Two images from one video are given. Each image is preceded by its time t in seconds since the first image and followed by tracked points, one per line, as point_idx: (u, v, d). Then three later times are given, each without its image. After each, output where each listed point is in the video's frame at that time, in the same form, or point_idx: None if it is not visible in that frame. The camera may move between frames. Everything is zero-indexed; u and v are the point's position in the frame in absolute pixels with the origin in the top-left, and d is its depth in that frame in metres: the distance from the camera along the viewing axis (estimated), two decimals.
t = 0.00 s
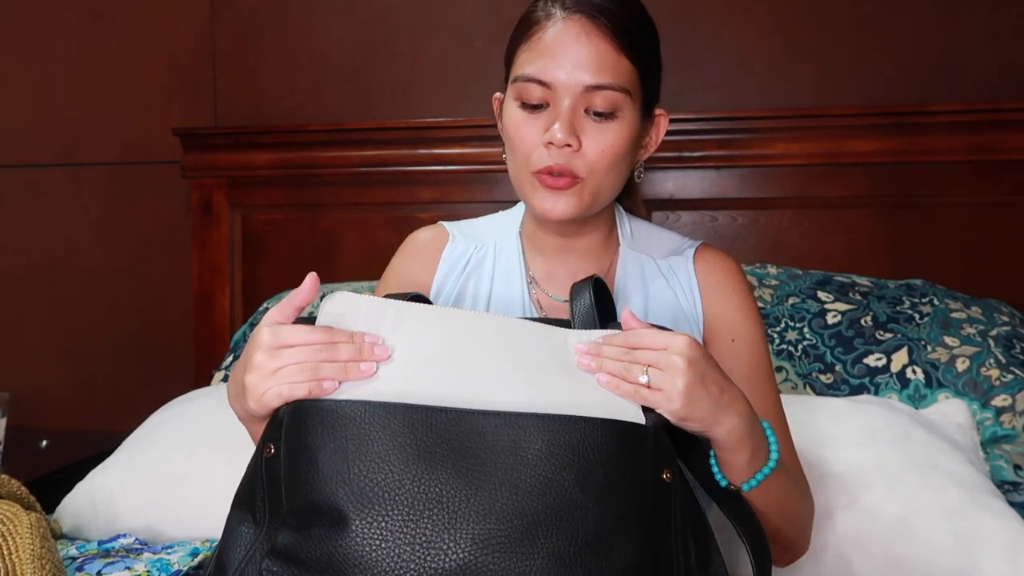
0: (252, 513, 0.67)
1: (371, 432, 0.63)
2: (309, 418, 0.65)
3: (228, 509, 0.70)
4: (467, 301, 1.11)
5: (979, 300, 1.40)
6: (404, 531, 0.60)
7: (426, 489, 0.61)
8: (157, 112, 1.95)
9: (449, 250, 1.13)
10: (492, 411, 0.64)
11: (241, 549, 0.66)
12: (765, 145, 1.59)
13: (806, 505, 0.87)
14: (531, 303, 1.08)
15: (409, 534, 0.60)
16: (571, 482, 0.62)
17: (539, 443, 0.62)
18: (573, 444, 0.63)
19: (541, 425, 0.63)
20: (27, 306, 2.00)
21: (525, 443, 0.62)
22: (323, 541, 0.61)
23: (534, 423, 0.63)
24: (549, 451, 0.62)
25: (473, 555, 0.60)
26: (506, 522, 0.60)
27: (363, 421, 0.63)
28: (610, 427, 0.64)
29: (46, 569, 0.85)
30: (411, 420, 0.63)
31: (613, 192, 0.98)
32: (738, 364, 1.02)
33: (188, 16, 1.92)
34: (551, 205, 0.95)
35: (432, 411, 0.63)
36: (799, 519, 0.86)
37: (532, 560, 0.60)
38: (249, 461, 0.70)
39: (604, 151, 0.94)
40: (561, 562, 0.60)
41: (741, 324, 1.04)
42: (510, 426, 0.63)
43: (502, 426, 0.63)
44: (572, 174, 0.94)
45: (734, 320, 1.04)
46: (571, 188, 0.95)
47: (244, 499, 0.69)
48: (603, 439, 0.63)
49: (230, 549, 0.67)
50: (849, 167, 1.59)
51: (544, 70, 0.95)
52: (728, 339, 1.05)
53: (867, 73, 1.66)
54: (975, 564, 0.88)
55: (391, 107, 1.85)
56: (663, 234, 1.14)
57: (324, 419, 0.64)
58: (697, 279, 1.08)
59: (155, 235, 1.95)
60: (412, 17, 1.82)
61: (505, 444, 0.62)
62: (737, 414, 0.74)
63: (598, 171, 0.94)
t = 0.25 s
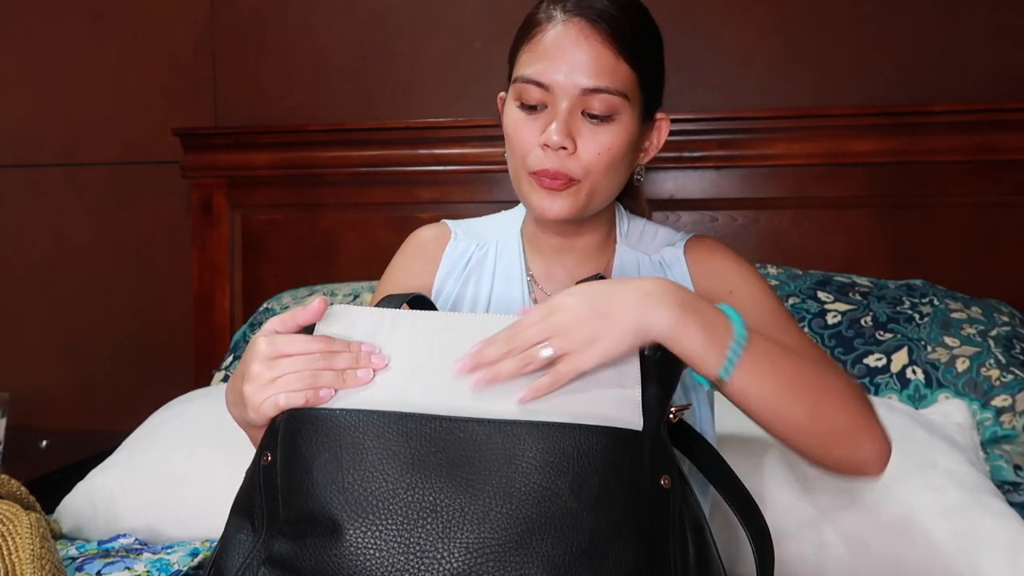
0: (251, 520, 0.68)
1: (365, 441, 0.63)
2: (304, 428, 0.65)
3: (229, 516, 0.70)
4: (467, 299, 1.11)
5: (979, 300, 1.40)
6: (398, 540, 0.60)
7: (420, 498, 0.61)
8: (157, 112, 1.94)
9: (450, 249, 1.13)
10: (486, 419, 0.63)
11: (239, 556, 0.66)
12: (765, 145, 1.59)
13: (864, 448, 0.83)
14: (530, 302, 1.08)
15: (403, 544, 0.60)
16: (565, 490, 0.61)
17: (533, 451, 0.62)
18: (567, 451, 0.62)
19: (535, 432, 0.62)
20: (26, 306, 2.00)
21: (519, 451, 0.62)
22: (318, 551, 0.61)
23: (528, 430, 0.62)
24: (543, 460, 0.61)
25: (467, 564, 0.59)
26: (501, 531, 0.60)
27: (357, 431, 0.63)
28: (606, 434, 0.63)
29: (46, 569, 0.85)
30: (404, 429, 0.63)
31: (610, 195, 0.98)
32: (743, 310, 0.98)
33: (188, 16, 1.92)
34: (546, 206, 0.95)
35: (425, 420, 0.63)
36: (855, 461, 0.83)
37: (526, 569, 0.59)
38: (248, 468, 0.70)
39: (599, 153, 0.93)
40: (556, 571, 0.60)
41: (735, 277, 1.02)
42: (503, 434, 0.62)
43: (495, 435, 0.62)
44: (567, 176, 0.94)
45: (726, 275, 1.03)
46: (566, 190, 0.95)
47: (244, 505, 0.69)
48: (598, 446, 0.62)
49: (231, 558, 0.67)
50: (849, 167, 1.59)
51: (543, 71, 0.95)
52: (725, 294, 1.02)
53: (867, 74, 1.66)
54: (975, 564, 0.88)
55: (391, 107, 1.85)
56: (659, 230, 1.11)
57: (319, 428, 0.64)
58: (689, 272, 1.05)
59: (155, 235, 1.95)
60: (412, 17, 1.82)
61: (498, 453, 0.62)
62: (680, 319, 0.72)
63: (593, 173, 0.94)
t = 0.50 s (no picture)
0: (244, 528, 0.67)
1: (358, 449, 0.63)
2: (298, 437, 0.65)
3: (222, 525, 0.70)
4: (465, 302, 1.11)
5: (979, 300, 1.40)
6: (390, 549, 0.60)
7: (412, 506, 0.61)
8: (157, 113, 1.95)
9: (448, 251, 1.12)
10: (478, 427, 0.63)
11: (232, 565, 0.66)
12: (765, 145, 1.59)
13: (850, 426, 0.83)
14: (527, 304, 1.08)
15: (396, 552, 0.60)
16: (558, 497, 0.61)
17: (526, 459, 0.62)
18: (560, 459, 0.62)
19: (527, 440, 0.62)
20: (27, 306, 2.00)
21: (511, 459, 0.62)
22: (310, 559, 0.61)
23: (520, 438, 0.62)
24: (535, 467, 0.61)
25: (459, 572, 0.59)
26: (493, 539, 0.60)
27: (350, 439, 0.63)
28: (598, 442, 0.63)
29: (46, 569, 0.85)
30: (396, 438, 0.63)
31: (600, 194, 0.98)
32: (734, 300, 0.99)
33: (189, 16, 1.92)
34: (537, 204, 0.95)
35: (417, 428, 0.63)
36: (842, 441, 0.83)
37: None
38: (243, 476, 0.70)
39: (588, 151, 0.93)
40: None
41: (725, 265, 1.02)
42: (495, 442, 0.62)
43: (487, 443, 0.62)
44: (556, 174, 0.94)
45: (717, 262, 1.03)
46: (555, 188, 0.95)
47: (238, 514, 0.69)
48: (591, 454, 0.62)
49: (222, 566, 0.67)
50: (849, 167, 1.59)
51: (533, 70, 0.95)
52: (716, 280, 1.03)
53: (867, 74, 1.66)
54: (975, 565, 0.88)
55: (391, 107, 1.85)
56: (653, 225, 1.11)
57: (312, 437, 0.64)
58: (684, 263, 1.05)
59: (155, 235, 1.95)
60: (412, 18, 1.82)
61: (491, 461, 0.62)
62: (610, 344, 0.73)
63: (582, 171, 0.94)
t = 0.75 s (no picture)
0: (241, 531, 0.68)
1: (353, 450, 0.62)
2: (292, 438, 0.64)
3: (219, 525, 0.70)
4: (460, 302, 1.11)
5: (979, 300, 1.40)
6: (387, 550, 0.60)
7: (409, 507, 0.60)
8: (157, 113, 1.95)
9: (440, 252, 1.11)
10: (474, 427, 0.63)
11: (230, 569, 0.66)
12: (765, 145, 1.59)
13: (840, 437, 0.82)
14: (521, 304, 1.07)
15: (393, 554, 0.60)
16: (554, 498, 0.61)
17: (522, 459, 0.62)
18: (555, 459, 0.62)
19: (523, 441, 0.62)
20: (27, 307, 2.00)
21: (506, 460, 0.62)
22: (306, 560, 0.61)
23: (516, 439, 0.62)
24: (530, 467, 0.61)
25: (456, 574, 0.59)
26: (489, 539, 0.60)
27: (344, 441, 0.62)
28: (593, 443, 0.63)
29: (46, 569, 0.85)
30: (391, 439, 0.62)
31: (596, 190, 0.97)
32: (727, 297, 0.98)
33: (188, 16, 1.92)
34: (532, 202, 0.95)
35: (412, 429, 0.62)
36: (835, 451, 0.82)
37: None
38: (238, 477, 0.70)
39: (582, 147, 0.93)
40: None
41: (720, 262, 1.01)
42: (490, 443, 0.62)
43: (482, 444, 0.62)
44: (551, 171, 0.94)
45: (712, 260, 1.02)
46: (551, 186, 0.95)
47: (234, 515, 0.69)
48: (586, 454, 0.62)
49: (221, 568, 0.67)
50: (849, 167, 1.59)
51: (522, 69, 0.95)
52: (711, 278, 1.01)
53: (867, 74, 1.66)
54: (975, 565, 0.88)
55: (391, 107, 1.85)
56: (644, 219, 1.12)
57: (307, 438, 0.64)
58: (678, 259, 1.05)
59: (155, 235, 1.95)
60: (412, 18, 1.82)
61: (488, 462, 0.61)
62: (610, 358, 0.73)
63: (577, 168, 0.94)
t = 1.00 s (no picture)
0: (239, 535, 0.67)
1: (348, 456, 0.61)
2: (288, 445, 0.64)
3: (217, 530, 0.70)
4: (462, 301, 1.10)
5: (979, 300, 1.40)
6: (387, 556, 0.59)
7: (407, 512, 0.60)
8: (157, 113, 1.94)
9: (443, 251, 1.10)
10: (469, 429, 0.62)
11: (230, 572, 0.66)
12: (765, 145, 1.59)
13: (827, 452, 0.82)
14: (522, 303, 1.07)
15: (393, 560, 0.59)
16: (551, 500, 0.61)
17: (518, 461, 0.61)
18: (551, 460, 0.62)
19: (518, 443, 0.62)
20: (26, 306, 2.00)
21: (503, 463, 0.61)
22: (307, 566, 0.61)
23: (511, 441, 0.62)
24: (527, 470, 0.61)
25: None
26: (488, 542, 0.60)
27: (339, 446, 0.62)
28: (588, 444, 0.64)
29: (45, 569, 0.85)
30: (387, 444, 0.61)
31: (600, 190, 0.98)
32: (724, 298, 0.98)
33: (188, 16, 1.92)
34: (538, 204, 0.95)
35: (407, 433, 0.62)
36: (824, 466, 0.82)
37: None
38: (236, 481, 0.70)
39: (587, 148, 0.94)
40: None
41: (718, 264, 1.01)
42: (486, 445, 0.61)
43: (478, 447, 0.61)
44: (557, 173, 0.94)
45: (711, 261, 1.02)
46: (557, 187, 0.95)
47: (232, 520, 0.69)
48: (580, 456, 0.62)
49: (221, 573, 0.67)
50: (849, 167, 1.59)
51: (524, 71, 0.95)
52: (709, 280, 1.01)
53: (867, 74, 1.66)
54: (975, 565, 0.88)
55: (391, 107, 1.85)
56: (645, 219, 1.12)
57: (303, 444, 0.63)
58: (678, 257, 1.05)
59: (155, 235, 1.95)
60: (411, 18, 1.82)
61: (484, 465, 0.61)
62: (598, 363, 0.74)
63: (583, 169, 0.94)
